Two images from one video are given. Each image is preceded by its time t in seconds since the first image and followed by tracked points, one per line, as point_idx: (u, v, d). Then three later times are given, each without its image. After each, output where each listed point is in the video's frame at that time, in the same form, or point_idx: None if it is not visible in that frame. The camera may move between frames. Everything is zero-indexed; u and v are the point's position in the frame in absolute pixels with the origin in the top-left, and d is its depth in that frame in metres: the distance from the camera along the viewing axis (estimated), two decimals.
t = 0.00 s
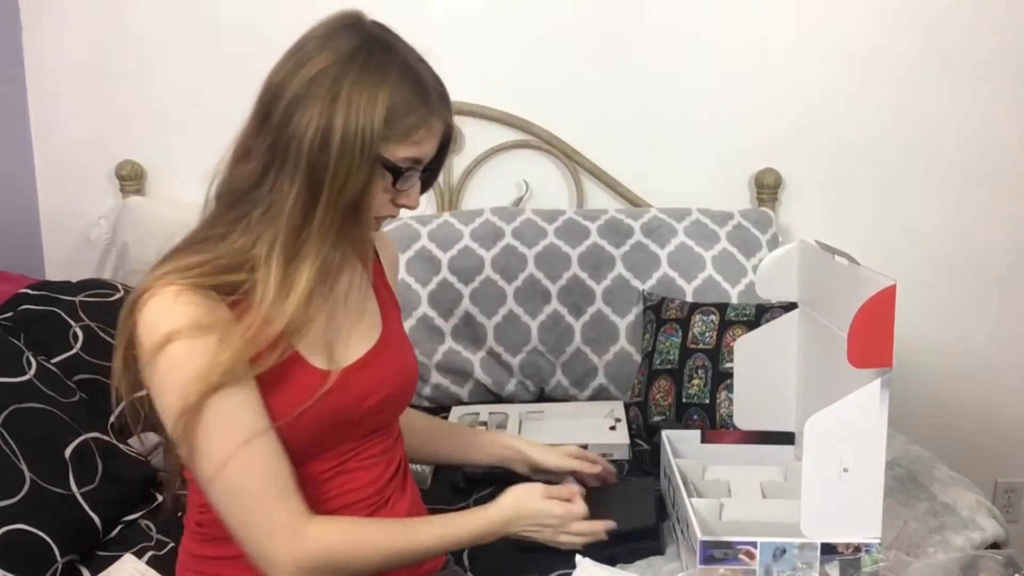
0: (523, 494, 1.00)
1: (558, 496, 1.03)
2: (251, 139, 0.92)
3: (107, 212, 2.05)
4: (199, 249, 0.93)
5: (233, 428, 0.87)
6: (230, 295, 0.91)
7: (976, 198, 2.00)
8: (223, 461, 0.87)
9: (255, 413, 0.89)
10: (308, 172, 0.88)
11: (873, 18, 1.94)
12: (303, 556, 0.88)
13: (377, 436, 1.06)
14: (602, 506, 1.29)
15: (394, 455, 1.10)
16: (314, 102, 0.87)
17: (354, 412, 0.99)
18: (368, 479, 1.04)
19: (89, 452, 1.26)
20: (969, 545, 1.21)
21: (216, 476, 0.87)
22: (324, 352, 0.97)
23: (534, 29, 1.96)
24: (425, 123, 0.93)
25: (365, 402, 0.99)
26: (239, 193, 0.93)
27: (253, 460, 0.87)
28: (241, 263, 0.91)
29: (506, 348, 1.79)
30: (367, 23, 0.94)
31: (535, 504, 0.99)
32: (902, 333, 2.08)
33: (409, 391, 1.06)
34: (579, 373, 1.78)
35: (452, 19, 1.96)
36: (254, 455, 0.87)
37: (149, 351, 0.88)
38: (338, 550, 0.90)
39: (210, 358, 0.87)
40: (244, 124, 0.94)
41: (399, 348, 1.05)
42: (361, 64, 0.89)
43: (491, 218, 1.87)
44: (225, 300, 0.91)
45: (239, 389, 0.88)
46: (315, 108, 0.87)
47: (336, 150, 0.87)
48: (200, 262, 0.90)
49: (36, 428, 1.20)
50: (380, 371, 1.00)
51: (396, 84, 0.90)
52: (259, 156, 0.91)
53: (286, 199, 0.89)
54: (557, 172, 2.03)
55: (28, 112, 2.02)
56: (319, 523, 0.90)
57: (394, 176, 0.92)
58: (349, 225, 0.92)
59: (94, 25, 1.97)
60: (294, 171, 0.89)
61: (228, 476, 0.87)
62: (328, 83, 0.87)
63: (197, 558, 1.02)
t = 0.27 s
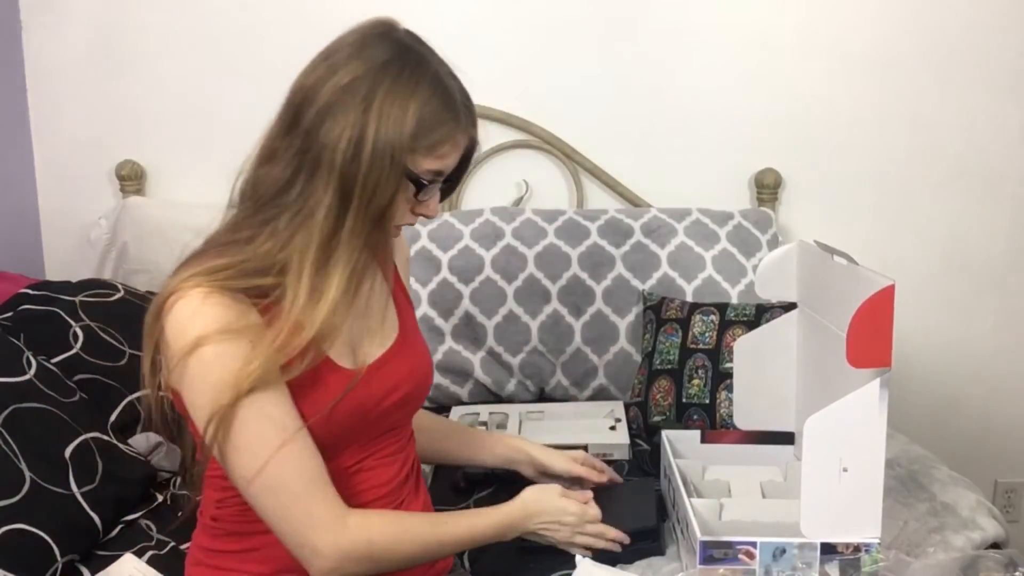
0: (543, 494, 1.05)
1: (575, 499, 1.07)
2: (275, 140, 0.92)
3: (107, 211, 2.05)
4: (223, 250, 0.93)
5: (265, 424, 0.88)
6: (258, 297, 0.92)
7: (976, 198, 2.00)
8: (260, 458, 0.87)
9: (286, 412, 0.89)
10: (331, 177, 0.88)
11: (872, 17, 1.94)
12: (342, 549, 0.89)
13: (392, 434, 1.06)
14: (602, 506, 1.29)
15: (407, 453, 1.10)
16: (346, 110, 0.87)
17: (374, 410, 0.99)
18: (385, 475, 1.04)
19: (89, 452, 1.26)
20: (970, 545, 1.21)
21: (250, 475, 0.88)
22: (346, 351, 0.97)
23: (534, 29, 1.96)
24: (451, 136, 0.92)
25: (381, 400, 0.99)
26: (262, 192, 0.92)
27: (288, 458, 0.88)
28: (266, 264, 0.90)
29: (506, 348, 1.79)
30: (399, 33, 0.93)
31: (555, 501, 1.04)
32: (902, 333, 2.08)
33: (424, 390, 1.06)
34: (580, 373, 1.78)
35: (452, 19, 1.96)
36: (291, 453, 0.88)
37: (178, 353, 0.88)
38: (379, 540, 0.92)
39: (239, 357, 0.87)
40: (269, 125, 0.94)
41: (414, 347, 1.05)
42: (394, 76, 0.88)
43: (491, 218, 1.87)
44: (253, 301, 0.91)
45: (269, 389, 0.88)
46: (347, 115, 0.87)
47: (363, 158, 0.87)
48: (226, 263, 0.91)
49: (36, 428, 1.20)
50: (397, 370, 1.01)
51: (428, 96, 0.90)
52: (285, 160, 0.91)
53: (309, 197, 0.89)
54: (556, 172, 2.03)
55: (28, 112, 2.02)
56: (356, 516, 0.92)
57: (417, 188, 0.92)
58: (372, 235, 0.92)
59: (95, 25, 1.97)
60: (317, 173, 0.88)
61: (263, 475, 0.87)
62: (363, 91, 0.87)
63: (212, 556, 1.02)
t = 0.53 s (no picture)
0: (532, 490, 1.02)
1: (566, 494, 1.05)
2: (291, 139, 0.91)
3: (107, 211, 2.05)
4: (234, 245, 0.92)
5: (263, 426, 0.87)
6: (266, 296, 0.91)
7: (977, 198, 1.99)
8: (256, 462, 0.86)
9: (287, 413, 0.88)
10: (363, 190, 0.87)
11: (872, 17, 1.94)
12: (325, 557, 0.88)
13: (394, 434, 1.07)
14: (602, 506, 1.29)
15: (407, 453, 1.11)
16: (378, 121, 0.86)
17: (377, 410, 0.99)
18: (386, 473, 1.05)
19: (89, 452, 1.26)
20: (970, 545, 1.21)
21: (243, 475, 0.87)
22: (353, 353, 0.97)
23: (534, 29, 1.96)
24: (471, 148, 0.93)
25: (388, 397, 0.99)
26: (279, 191, 0.92)
27: (285, 460, 0.87)
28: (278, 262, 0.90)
29: (506, 348, 1.79)
30: (426, 42, 0.93)
31: (549, 499, 1.02)
32: (902, 333, 2.08)
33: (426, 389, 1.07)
34: (580, 373, 1.78)
35: (451, 19, 1.96)
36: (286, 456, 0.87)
37: (185, 347, 0.87)
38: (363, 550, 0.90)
39: (245, 356, 0.87)
40: (286, 125, 0.93)
41: (417, 347, 1.06)
42: (424, 88, 0.88)
43: (491, 218, 1.87)
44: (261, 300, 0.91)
45: (275, 391, 0.88)
46: (378, 127, 0.86)
47: (393, 170, 0.87)
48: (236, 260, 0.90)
49: (36, 428, 1.20)
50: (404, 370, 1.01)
51: (456, 111, 0.90)
52: (303, 164, 0.90)
53: (336, 205, 0.89)
54: (556, 172, 2.03)
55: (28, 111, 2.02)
56: (340, 522, 0.90)
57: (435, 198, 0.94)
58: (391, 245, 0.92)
59: (95, 25, 1.97)
60: (347, 183, 0.88)
61: (257, 476, 0.86)
62: (394, 101, 0.87)
63: (213, 555, 1.02)
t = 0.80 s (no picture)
0: (489, 500, 0.99)
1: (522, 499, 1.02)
2: (291, 146, 0.91)
3: (107, 211, 2.05)
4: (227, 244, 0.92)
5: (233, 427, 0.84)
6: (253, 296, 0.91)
7: (977, 198, 2.00)
8: (220, 464, 0.83)
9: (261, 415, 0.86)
10: (363, 202, 0.87)
11: (872, 17, 1.94)
12: (276, 566, 0.85)
13: (386, 435, 1.07)
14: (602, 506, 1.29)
15: (401, 453, 1.11)
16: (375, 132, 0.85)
17: (363, 416, 0.98)
18: (376, 474, 1.04)
19: (89, 452, 1.26)
20: (970, 545, 1.21)
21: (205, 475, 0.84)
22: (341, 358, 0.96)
23: (534, 29, 1.96)
24: (469, 165, 0.91)
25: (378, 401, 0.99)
26: (277, 194, 0.91)
27: (251, 464, 0.84)
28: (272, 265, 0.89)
29: (506, 348, 1.79)
30: (429, 54, 0.91)
31: (508, 510, 0.99)
32: (902, 333, 2.08)
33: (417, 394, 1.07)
34: (580, 373, 1.78)
35: (451, 20, 1.96)
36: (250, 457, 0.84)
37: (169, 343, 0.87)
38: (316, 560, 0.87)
39: (226, 355, 0.85)
40: (287, 131, 0.93)
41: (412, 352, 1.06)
42: (425, 101, 0.86)
43: (491, 218, 1.87)
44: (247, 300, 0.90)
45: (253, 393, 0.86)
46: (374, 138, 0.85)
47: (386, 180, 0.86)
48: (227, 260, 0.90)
49: (36, 428, 1.20)
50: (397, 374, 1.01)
51: (455, 125, 0.88)
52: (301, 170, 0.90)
53: (335, 215, 0.89)
54: (557, 172, 2.03)
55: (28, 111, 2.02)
56: (292, 529, 0.87)
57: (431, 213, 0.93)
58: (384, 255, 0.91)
59: (95, 25, 1.97)
60: (345, 194, 0.88)
61: (217, 477, 0.83)
62: (389, 112, 0.85)
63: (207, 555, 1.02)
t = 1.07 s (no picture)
0: (471, 514, 1.00)
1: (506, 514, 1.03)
2: (272, 146, 0.91)
3: (107, 211, 2.05)
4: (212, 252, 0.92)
5: (203, 432, 0.84)
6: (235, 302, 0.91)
7: (977, 198, 2.00)
8: (190, 469, 0.83)
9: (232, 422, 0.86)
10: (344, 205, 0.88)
11: (872, 17, 1.94)
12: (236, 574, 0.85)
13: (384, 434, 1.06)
14: (602, 506, 1.29)
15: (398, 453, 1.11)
16: (352, 136, 0.85)
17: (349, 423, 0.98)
18: (374, 474, 1.05)
19: (89, 453, 1.26)
20: (970, 545, 1.21)
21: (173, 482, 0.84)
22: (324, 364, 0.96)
23: (534, 29, 1.96)
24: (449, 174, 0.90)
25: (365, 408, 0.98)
26: (261, 200, 0.92)
27: (220, 471, 0.84)
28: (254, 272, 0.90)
29: (506, 348, 1.79)
30: (411, 58, 0.90)
31: (490, 526, 0.99)
32: (902, 333, 2.08)
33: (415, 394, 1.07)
34: (580, 373, 1.79)
35: (451, 19, 1.96)
36: (218, 463, 0.84)
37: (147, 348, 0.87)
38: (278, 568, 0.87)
39: (204, 363, 0.85)
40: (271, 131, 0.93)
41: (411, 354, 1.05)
42: (403, 107, 0.85)
43: (491, 218, 1.87)
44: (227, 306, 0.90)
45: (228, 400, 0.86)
46: (351, 142, 0.85)
47: (363, 188, 0.86)
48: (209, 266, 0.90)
49: (36, 428, 1.20)
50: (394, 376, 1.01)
51: (432, 134, 0.86)
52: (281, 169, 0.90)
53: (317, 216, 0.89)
54: (557, 173, 2.03)
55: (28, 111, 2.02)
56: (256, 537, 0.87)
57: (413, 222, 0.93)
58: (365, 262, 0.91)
59: (95, 25, 1.97)
60: (323, 198, 0.88)
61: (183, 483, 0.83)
62: (365, 117, 0.85)
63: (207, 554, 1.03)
